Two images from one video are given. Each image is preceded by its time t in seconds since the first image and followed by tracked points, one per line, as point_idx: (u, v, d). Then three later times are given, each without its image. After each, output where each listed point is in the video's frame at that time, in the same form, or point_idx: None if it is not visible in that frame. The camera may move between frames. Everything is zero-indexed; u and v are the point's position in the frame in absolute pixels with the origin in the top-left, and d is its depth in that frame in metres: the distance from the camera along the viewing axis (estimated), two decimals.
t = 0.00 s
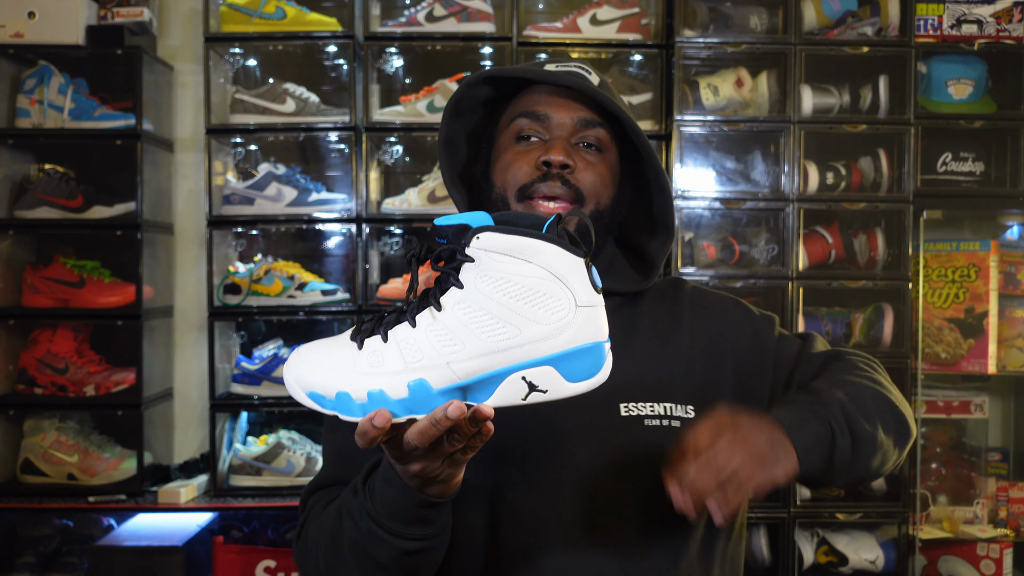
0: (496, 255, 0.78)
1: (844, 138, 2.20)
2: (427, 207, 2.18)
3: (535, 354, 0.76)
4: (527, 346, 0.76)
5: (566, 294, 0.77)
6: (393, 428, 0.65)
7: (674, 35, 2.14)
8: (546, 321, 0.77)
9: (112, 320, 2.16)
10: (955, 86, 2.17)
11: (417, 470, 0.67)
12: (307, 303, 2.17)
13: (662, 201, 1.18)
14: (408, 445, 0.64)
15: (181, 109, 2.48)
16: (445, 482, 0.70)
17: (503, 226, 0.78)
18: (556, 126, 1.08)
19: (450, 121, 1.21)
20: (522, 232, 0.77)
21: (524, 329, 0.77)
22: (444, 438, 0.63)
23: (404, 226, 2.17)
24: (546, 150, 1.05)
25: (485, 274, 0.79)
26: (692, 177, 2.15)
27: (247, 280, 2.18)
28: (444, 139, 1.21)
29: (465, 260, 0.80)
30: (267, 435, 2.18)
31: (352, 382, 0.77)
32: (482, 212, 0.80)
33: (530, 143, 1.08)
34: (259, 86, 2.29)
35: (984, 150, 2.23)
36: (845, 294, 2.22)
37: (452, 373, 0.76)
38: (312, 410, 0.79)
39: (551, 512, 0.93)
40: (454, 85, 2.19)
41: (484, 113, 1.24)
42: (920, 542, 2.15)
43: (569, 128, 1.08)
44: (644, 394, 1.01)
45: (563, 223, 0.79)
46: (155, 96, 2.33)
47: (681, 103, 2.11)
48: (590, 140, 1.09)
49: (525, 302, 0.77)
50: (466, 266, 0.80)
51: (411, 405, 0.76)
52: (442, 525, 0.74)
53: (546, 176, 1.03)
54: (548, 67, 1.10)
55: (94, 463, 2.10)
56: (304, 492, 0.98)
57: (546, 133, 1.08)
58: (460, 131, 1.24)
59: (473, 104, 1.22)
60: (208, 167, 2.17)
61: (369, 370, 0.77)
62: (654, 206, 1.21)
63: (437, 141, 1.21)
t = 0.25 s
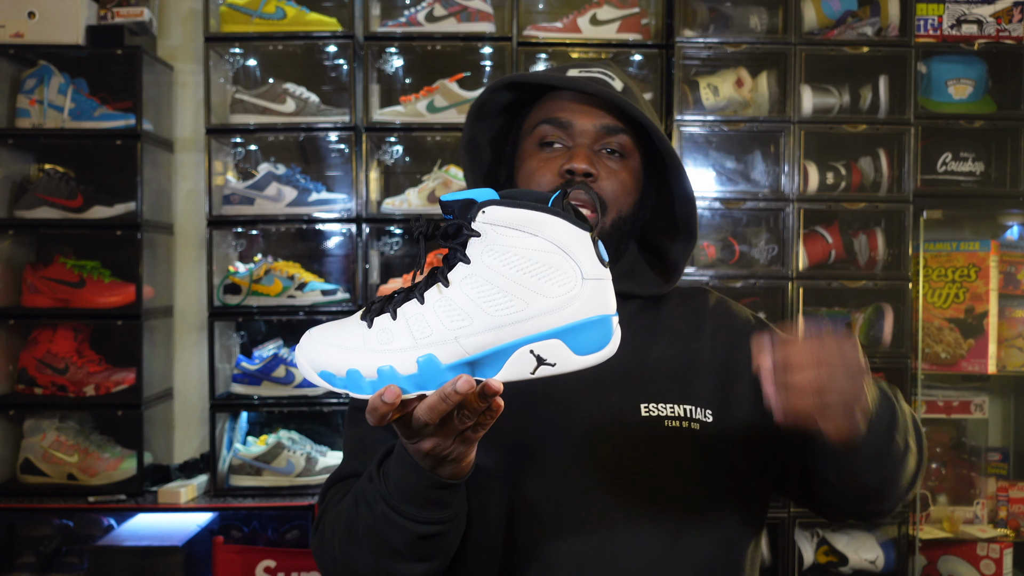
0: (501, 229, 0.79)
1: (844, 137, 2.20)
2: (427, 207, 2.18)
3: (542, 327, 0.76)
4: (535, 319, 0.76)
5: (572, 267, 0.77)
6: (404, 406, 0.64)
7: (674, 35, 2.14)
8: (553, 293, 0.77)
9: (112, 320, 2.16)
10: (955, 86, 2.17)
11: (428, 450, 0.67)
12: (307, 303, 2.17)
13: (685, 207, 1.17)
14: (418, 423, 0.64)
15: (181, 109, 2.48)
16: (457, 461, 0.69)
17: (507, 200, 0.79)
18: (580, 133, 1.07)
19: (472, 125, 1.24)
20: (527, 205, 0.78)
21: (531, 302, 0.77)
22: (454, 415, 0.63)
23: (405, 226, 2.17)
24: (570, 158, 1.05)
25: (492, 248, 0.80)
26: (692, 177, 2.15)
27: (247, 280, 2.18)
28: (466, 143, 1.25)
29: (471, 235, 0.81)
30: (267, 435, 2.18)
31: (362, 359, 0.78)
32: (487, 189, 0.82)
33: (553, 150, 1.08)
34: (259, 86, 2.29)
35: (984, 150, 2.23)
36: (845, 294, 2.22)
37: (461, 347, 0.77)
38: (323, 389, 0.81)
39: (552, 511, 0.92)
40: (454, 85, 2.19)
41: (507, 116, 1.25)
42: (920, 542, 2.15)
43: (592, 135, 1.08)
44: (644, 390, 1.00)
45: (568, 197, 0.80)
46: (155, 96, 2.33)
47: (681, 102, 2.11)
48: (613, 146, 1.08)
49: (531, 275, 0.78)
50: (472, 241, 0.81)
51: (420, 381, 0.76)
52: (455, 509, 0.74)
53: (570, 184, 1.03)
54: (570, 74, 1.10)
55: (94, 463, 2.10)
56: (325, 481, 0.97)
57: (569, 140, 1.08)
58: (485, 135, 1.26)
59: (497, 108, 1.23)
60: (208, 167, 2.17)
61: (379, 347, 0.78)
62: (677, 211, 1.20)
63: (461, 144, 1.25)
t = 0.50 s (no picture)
0: (517, 240, 0.78)
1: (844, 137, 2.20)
2: (427, 207, 2.18)
3: (556, 340, 0.76)
4: (549, 332, 0.76)
5: (586, 280, 0.77)
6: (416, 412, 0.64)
7: (674, 35, 2.14)
8: (567, 306, 0.76)
9: (112, 320, 2.16)
10: (955, 86, 2.17)
11: (439, 455, 0.67)
12: (307, 303, 2.17)
13: (714, 208, 1.13)
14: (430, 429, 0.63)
15: (181, 109, 2.48)
16: (468, 467, 0.69)
17: (525, 211, 0.78)
18: (610, 130, 1.03)
19: (501, 122, 1.22)
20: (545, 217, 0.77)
21: (545, 314, 0.77)
22: (466, 423, 0.63)
23: (404, 226, 2.17)
24: (600, 154, 1.01)
25: (507, 259, 0.79)
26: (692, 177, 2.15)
27: (247, 280, 2.18)
28: (495, 139, 1.23)
29: (487, 244, 0.80)
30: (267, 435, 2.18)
31: (376, 364, 0.78)
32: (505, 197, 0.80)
33: (582, 147, 1.04)
34: (259, 86, 2.29)
35: (984, 150, 2.23)
36: (845, 294, 2.23)
37: (473, 357, 0.76)
38: (336, 392, 0.80)
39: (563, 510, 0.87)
40: (454, 85, 2.19)
41: (535, 117, 1.22)
42: (920, 542, 2.16)
43: (623, 133, 1.04)
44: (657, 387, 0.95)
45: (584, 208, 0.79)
46: (155, 96, 2.34)
47: (681, 102, 2.11)
48: (644, 144, 1.04)
49: (546, 288, 0.77)
50: (487, 250, 0.80)
51: (432, 389, 0.76)
52: (466, 510, 0.73)
53: (599, 180, 1.00)
54: (602, 72, 1.07)
55: (94, 463, 2.11)
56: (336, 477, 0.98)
57: (599, 137, 1.04)
58: (513, 133, 1.24)
59: (525, 108, 1.21)
60: (208, 167, 2.17)
61: (391, 354, 0.77)
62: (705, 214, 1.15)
63: (489, 141, 1.23)
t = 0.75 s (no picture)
0: (535, 237, 0.77)
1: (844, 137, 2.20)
2: (427, 207, 2.18)
3: (572, 336, 0.75)
4: (565, 328, 0.75)
5: (603, 278, 0.75)
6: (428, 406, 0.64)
7: (674, 35, 2.14)
8: (583, 303, 0.75)
9: (112, 320, 2.16)
10: (955, 86, 2.17)
11: (452, 452, 0.67)
12: (307, 303, 2.17)
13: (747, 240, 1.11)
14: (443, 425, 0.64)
15: (181, 109, 2.48)
16: (481, 462, 0.68)
17: (544, 208, 0.77)
18: (659, 151, 1.00)
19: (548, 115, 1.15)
20: (563, 214, 0.76)
21: (562, 311, 0.76)
22: (479, 417, 0.63)
23: (404, 226, 2.17)
24: (644, 177, 0.98)
25: (525, 256, 0.78)
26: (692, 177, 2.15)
27: (247, 280, 2.17)
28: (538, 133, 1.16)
29: (504, 241, 0.79)
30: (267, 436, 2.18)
31: (391, 358, 0.79)
32: (523, 195, 0.79)
33: (627, 165, 1.01)
34: (259, 86, 2.29)
35: (984, 150, 2.23)
36: (845, 294, 2.23)
37: (489, 353, 0.76)
38: (352, 384, 0.82)
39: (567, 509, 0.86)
40: (454, 85, 2.18)
41: (581, 113, 1.16)
42: (920, 542, 2.16)
43: (670, 157, 1.00)
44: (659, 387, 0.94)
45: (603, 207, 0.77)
46: (155, 96, 2.34)
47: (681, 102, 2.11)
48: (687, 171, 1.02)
49: (563, 285, 0.76)
50: (505, 247, 0.79)
51: (447, 383, 0.77)
52: (476, 507, 0.72)
53: (639, 205, 0.98)
54: (664, 89, 1.01)
55: (94, 463, 2.11)
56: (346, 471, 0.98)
57: (646, 157, 1.01)
58: (557, 126, 1.17)
59: (574, 103, 1.14)
60: (208, 167, 2.17)
61: (407, 348, 0.78)
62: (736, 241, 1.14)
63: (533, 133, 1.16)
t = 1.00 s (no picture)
0: (544, 242, 0.77)
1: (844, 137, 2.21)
2: (427, 207, 2.18)
3: (581, 342, 0.74)
4: (574, 334, 0.74)
5: (612, 282, 0.74)
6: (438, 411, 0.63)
7: (674, 35, 2.14)
8: (592, 308, 0.74)
9: (112, 320, 2.16)
10: (955, 86, 2.17)
11: (460, 456, 0.66)
12: (307, 303, 2.17)
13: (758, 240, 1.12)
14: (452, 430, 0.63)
15: (181, 109, 2.48)
16: (489, 466, 0.68)
17: (552, 213, 0.76)
18: (675, 150, 1.00)
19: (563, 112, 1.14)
20: (571, 219, 0.75)
21: (571, 317, 0.75)
22: (487, 423, 0.62)
23: (404, 226, 2.17)
24: (660, 176, 0.98)
25: (533, 261, 0.78)
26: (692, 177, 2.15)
27: (247, 280, 2.17)
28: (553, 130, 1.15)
29: (513, 246, 0.79)
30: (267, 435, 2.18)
31: (399, 364, 0.78)
32: (530, 198, 0.79)
33: (642, 165, 1.01)
34: (259, 86, 2.29)
35: (984, 150, 2.23)
36: (845, 294, 2.23)
37: (498, 359, 0.75)
38: (359, 390, 0.81)
39: (567, 508, 0.87)
40: (454, 85, 2.18)
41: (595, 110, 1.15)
42: (920, 542, 2.16)
43: (685, 157, 1.01)
44: (659, 385, 0.94)
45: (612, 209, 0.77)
46: (155, 96, 2.33)
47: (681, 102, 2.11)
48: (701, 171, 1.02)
49: (572, 290, 0.76)
50: (513, 252, 0.79)
51: (455, 389, 0.76)
52: (483, 508, 0.72)
53: (655, 203, 0.98)
54: (681, 89, 1.01)
55: (94, 463, 2.11)
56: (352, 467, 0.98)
57: (661, 156, 1.01)
58: (571, 124, 1.16)
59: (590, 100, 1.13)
60: (208, 167, 2.17)
61: (415, 353, 0.78)
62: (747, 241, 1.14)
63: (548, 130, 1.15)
